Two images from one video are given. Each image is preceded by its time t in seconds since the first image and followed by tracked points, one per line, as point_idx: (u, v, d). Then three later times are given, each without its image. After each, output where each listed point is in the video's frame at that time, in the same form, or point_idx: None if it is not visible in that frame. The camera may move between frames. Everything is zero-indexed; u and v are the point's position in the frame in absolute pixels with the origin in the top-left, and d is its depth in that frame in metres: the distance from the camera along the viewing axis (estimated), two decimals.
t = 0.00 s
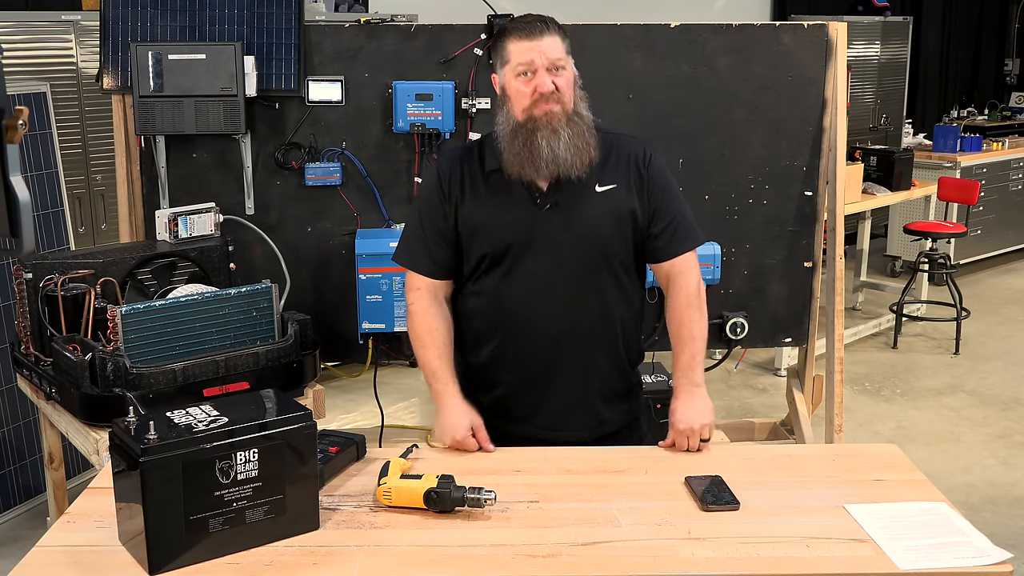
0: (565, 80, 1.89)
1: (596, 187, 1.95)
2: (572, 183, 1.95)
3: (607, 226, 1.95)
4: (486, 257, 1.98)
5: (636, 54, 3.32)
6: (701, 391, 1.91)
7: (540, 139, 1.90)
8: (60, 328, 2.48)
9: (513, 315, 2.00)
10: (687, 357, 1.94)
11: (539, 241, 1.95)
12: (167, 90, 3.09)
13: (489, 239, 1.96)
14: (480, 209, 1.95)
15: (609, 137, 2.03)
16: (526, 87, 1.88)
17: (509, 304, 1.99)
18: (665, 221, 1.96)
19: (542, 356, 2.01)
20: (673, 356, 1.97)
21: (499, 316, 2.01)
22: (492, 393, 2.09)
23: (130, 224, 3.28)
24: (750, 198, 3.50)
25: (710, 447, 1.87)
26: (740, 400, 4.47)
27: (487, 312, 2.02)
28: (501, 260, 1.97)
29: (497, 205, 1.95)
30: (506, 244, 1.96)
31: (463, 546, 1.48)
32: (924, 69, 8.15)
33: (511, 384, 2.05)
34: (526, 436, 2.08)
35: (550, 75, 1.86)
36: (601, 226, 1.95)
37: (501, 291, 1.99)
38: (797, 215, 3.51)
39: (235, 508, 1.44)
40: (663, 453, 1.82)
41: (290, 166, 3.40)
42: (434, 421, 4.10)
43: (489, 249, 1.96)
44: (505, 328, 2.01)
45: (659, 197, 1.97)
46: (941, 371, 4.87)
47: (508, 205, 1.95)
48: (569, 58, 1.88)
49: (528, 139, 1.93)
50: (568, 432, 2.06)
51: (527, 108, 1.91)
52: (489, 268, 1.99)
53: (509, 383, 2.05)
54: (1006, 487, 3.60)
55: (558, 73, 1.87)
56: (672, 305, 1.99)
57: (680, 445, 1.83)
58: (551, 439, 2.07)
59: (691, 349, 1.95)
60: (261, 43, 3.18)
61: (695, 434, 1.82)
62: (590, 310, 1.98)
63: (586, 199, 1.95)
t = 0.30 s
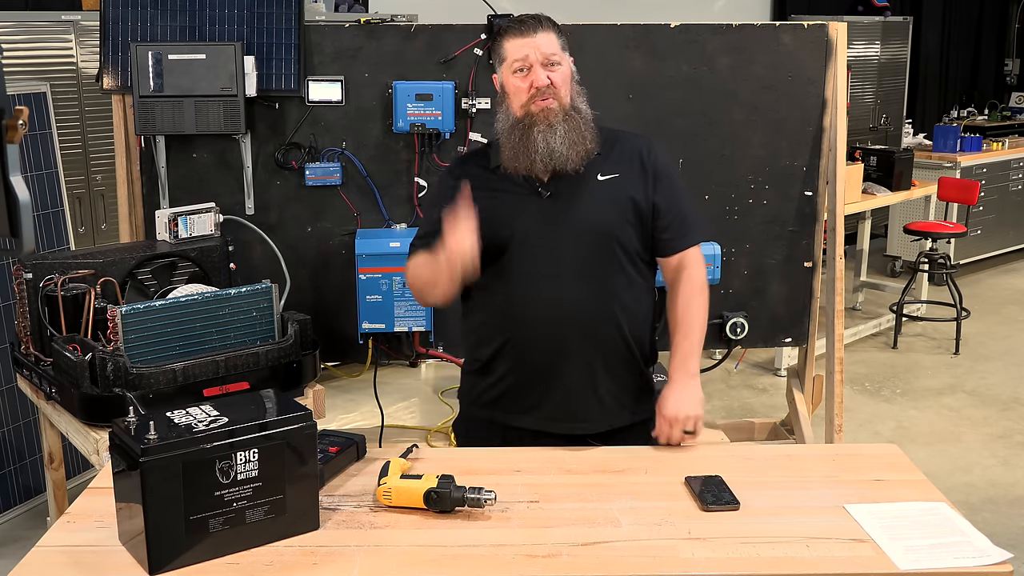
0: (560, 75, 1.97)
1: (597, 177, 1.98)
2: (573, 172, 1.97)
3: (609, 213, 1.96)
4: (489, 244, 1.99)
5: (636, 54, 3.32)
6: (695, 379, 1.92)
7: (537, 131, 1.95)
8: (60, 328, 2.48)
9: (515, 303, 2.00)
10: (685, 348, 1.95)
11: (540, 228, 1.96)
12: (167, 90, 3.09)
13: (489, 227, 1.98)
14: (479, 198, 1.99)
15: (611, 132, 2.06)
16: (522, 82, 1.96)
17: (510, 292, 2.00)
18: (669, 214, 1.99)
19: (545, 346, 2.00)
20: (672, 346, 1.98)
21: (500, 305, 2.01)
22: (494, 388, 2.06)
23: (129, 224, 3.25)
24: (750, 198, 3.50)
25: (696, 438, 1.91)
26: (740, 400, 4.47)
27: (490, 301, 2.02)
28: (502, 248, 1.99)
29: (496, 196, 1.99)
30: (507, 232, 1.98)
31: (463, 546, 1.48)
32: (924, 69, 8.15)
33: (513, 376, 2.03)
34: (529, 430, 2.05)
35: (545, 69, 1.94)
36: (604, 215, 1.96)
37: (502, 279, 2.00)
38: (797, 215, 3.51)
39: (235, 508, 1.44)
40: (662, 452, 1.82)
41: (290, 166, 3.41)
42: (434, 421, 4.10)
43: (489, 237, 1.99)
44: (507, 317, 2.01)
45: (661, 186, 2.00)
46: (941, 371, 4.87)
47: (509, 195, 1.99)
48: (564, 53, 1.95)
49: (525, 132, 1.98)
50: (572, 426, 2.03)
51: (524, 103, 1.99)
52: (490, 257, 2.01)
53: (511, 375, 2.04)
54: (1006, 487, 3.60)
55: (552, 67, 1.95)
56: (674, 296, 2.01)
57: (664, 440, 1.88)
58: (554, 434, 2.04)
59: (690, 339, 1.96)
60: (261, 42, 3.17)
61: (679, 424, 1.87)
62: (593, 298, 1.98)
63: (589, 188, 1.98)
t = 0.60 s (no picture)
0: (577, 75, 1.95)
1: (609, 174, 1.99)
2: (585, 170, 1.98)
3: (617, 209, 1.96)
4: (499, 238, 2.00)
5: (636, 54, 3.32)
6: (686, 373, 1.89)
7: (553, 132, 1.96)
8: (61, 328, 2.48)
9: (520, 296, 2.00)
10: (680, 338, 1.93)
11: (549, 223, 1.97)
12: (167, 90, 3.09)
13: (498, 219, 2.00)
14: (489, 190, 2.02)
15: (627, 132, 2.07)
16: (539, 82, 1.93)
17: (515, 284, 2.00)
18: (680, 215, 1.98)
19: (549, 340, 2.00)
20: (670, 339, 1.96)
21: (505, 298, 2.01)
22: (497, 381, 2.07)
23: (129, 224, 3.24)
24: (750, 198, 3.51)
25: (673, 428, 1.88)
26: (740, 400, 4.48)
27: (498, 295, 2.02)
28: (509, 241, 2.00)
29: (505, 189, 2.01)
30: (515, 226, 1.99)
31: (463, 545, 1.48)
32: (924, 69, 8.14)
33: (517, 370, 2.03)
34: (533, 426, 2.04)
35: (562, 70, 1.92)
36: (613, 212, 1.96)
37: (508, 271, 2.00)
38: (797, 215, 3.51)
39: (235, 508, 1.44)
40: (663, 451, 1.82)
41: (290, 166, 3.41)
42: (434, 421, 4.10)
43: (496, 229, 2.00)
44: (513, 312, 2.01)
45: (673, 187, 1.99)
46: (941, 371, 4.87)
47: (519, 190, 2.00)
48: (582, 53, 1.93)
49: (541, 131, 1.98)
50: (573, 421, 2.02)
51: (541, 103, 1.97)
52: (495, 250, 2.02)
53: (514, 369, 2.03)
54: (1006, 487, 3.60)
55: (570, 67, 1.93)
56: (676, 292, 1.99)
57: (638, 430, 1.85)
58: (556, 429, 2.03)
59: (687, 331, 1.94)
60: (261, 42, 3.16)
61: (655, 412, 1.83)
62: (598, 293, 1.98)
63: (599, 186, 1.98)
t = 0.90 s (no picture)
0: (596, 71, 1.96)
1: (624, 177, 1.97)
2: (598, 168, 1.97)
3: (632, 215, 1.95)
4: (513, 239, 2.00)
5: (636, 54, 3.33)
6: (707, 377, 1.87)
7: (568, 126, 1.95)
8: (61, 328, 2.48)
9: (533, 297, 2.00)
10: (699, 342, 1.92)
11: (563, 226, 1.97)
12: (167, 90, 3.09)
13: (511, 221, 1.99)
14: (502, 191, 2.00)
15: (641, 134, 2.05)
16: (556, 76, 1.95)
17: (528, 287, 2.00)
18: (693, 219, 1.98)
19: (561, 342, 2.01)
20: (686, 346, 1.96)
21: (517, 300, 2.01)
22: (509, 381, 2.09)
23: (130, 224, 3.15)
24: (750, 198, 3.51)
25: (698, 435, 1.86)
26: (740, 400, 4.48)
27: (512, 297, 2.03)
28: (523, 244, 1.99)
29: (517, 190, 1.99)
30: (529, 230, 1.98)
31: (463, 546, 1.48)
32: (924, 69, 8.13)
33: (528, 370, 2.05)
34: (543, 424, 2.07)
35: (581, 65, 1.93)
36: (628, 216, 1.95)
37: (520, 274, 2.00)
38: (797, 215, 3.51)
39: (235, 508, 1.44)
40: (663, 451, 1.82)
41: (290, 166, 3.42)
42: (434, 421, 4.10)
43: (509, 230, 2.00)
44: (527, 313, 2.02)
45: (689, 193, 1.99)
46: (941, 371, 4.87)
47: (535, 192, 1.99)
48: (602, 50, 1.94)
49: (555, 125, 1.98)
50: (583, 422, 2.04)
51: (556, 96, 1.99)
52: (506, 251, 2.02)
53: (526, 370, 2.05)
54: (1006, 487, 3.60)
55: (588, 63, 1.94)
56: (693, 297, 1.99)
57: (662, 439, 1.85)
58: (567, 429, 2.05)
59: (703, 336, 1.93)
60: (262, 43, 3.15)
61: (677, 416, 1.83)
62: (611, 298, 1.98)
63: (614, 188, 1.96)
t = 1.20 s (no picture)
0: (585, 71, 1.95)
1: (633, 175, 1.99)
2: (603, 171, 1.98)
3: (648, 212, 1.96)
4: (529, 250, 1.99)
5: (636, 54, 3.33)
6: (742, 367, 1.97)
7: (562, 130, 1.95)
8: (61, 328, 2.48)
9: (556, 305, 1.99)
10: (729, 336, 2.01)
11: (582, 230, 1.96)
12: (167, 90, 3.08)
13: (527, 233, 1.99)
14: (513, 205, 1.99)
15: (640, 129, 2.06)
16: (545, 80, 1.95)
17: (552, 295, 2.00)
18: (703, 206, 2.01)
19: (591, 347, 2.00)
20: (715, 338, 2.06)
21: (541, 308, 2.01)
22: (538, 390, 2.08)
23: (130, 224, 3.14)
24: (750, 198, 3.51)
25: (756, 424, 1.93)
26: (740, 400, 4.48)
27: (533, 305, 2.02)
28: (542, 254, 1.99)
29: (527, 202, 1.99)
30: (548, 240, 1.98)
31: (463, 546, 1.48)
32: (924, 69, 8.13)
33: (558, 377, 2.04)
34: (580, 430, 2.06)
35: (569, 67, 1.92)
36: (644, 213, 1.96)
37: (543, 283, 2.00)
38: (797, 215, 3.51)
39: (235, 508, 1.44)
40: (664, 450, 1.82)
41: (290, 166, 3.42)
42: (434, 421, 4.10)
43: (525, 242, 1.99)
44: (551, 320, 2.01)
45: (695, 180, 2.02)
46: (941, 371, 4.87)
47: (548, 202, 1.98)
48: (588, 49, 1.93)
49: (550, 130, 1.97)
50: (622, 423, 2.03)
51: (548, 100, 1.98)
52: (524, 263, 2.01)
53: (557, 376, 2.04)
54: (1006, 487, 3.60)
55: (576, 63, 1.93)
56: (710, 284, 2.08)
57: (726, 442, 1.85)
58: (605, 430, 2.04)
59: (727, 328, 2.02)
60: (261, 43, 3.15)
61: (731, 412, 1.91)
62: (637, 298, 1.98)
63: (625, 186, 1.98)
